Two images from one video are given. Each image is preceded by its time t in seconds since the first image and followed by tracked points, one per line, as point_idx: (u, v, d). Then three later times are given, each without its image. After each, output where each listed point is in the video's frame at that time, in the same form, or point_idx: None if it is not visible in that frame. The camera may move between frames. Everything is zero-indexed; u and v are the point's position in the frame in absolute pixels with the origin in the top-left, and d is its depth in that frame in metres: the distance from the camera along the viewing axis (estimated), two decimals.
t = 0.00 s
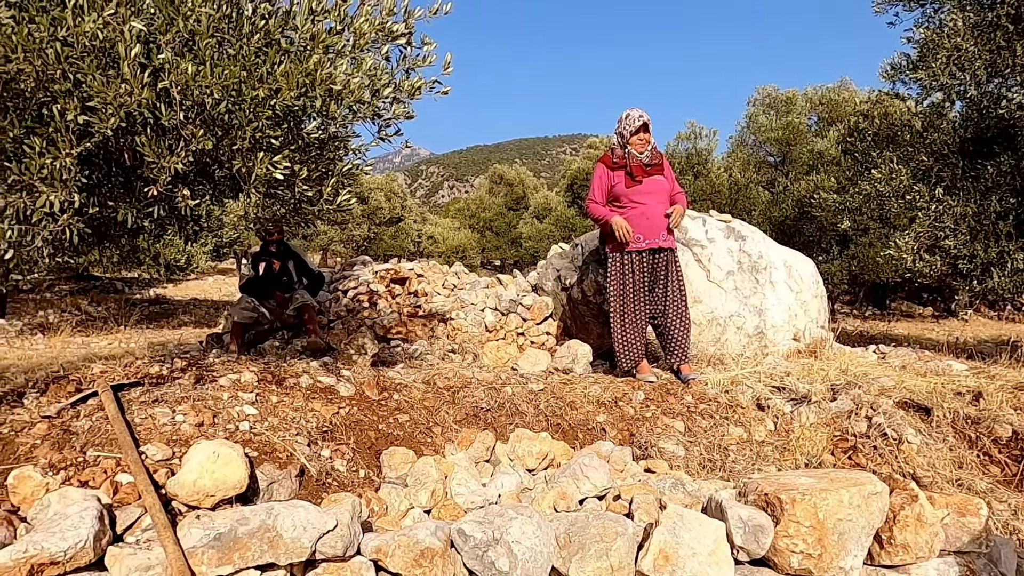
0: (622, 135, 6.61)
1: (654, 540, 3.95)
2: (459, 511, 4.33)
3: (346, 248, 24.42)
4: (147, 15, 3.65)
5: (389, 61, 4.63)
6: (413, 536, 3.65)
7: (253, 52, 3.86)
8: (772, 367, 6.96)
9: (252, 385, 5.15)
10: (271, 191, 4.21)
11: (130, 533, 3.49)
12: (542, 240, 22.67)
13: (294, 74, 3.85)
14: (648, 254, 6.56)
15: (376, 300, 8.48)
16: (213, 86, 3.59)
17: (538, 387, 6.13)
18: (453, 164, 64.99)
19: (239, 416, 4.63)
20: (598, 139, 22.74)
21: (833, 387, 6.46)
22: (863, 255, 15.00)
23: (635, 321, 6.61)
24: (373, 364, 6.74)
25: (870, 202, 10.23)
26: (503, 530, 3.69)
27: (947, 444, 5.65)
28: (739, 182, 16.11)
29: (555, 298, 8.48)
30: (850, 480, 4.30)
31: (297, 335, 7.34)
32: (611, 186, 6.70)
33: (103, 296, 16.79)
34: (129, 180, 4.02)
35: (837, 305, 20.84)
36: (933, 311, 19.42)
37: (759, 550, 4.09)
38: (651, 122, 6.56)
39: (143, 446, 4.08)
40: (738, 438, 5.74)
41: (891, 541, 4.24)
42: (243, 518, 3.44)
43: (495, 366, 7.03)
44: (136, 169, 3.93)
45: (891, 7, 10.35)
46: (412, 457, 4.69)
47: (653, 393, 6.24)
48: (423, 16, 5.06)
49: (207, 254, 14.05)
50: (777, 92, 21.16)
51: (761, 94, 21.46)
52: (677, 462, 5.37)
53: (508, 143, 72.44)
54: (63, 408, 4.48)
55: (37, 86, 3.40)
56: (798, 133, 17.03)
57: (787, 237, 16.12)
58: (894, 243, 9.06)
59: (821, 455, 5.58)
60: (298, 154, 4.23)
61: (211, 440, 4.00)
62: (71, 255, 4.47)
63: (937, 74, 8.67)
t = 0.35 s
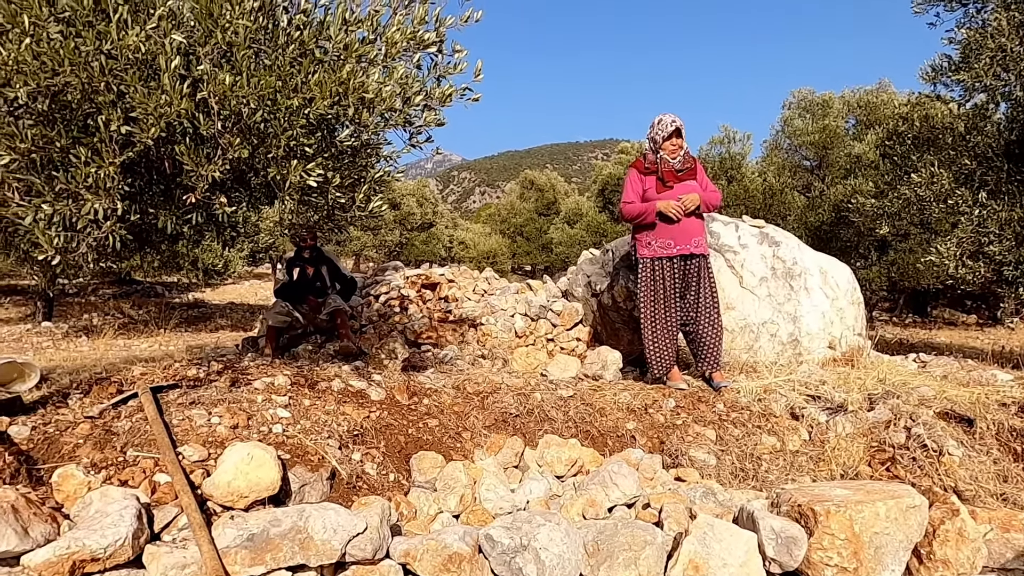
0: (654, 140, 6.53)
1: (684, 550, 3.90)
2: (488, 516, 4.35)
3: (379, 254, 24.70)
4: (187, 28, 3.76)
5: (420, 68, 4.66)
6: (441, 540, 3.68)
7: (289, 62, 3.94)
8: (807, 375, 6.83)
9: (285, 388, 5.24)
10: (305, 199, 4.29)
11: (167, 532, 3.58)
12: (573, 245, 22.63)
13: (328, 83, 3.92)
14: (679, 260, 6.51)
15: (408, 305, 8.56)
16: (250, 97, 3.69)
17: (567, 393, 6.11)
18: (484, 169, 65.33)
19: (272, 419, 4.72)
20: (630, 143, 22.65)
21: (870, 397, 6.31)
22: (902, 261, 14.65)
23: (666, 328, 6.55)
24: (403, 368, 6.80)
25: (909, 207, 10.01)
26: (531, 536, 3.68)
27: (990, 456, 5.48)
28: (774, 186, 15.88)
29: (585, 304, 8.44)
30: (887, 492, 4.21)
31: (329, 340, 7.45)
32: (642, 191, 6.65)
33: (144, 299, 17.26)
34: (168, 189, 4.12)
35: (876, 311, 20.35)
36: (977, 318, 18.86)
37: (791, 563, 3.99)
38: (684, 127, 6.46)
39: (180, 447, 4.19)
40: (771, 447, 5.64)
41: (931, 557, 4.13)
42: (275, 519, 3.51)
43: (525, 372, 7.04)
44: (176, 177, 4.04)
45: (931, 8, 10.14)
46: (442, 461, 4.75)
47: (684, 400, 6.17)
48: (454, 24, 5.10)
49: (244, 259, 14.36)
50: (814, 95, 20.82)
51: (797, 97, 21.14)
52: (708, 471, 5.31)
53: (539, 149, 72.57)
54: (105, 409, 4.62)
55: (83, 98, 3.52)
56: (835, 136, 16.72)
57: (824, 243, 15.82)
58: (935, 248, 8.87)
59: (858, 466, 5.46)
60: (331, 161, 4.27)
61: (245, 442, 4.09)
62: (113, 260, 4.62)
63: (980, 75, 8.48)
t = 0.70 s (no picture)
0: (673, 157, 6.45)
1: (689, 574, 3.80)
2: (494, 536, 4.37)
3: (397, 267, 24.84)
4: (203, 50, 3.84)
5: (431, 89, 4.75)
6: (445, 560, 3.68)
7: (302, 83, 4.00)
8: (823, 395, 6.72)
9: (296, 404, 5.28)
10: (316, 217, 4.35)
11: (173, 547, 3.61)
12: (590, 261, 22.59)
13: (339, 104, 3.99)
14: (694, 278, 6.44)
15: (421, 320, 8.58)
16: (261, 118, 3.76)
17: (578, 411, 6.08)
18: (504, 184, 65.59)
19: (282, 435, 4.75)
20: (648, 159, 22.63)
21: (887, 419, 6.19)
22: (925, 279, 14.42)
23: (680, 346, 6.50)
24: (415, 384, 6.82)
25: (931, 224, 9.87)
26: (535, 558, 3.66)
27: (1011, 482, 5.35)
28: (793, 203, 15.76)
29: (599, 321, 8.39)
30: (900, 518, 4.14)
31: (343, 354, 7.49)
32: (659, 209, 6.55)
33: (165, 311, 17.51)
34: (184, 207, 4.21)
35: (899, 329, 20.00)
36: (1003, 338, 18.47)
37: None
38: (704, 145, 6.36)
39: (190, 462, 4.24)
40: (785, 469, 5.56)
41: None
42: (280, 536, 3.53)
43: (536, 389, 7.02)
44: (190, 195, 4.12)
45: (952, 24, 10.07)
46: (449, 479, 4.74)
47: (696, 420, 6.11)
48: (466, 45, 5.16)
49: (263, 272, 14.51)
50: (834, 111, 20.66)
51: (817, 113, 21.01)
52: (720, 493, 5.23)
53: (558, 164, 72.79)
54: (119, 422, 4.69)
55: (101, 119, 3.62)
56: (856, 152, 16.57)
57: (844, 260, 15.63)
58: (956, 267, 8.75)
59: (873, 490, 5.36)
60: (343, 180, 4.36)
61: (254, 458, 4.13)
62: (130, 275, 4.70)
63: (1001, 92, 8.40)
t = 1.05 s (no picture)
0: (684, 182, 6.27)
1: None
2: (483, 563, 4.32)
3: (404, 286, 24.91)
4: (203, 74, 3.90)
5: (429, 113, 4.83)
6: None
7: (299, 108, 4.07)
8: (823, 424, 6.66)
9: (290, 424, 5.29)
10: (312, 239, 4.40)
11: (158, 569, 3.60)
12: (597, 282, 22.58)
13: (335, 129, 4.06)
14: (698, 303, 6.31)
15: (422, 341, 8.59)
16: (257, 142, 3.82)
17: (574, 436, 6.05)
18: (513, 204, 65.87)
19: (274, 455, 4.76)
20: (655, 181, 22.69)
21: (888, 449, 6.12)
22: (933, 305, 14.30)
23: (682, 371, 6.37)
24: (413, 406, 6.80)
25: (936, 251, 9.83)
26: None
27: (1014, 515, 5.25)
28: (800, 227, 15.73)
29: (600, 343, 8.37)
30: (894, 553, 4.18)
31: (343, 373, 7.49)
32: (664, 233, 6.42)
33: (173, 326, 17.62)
34: (181, 226, 4.29)
35: (909, 355, 19.78)
36: (1014, 366, 18.25)
37: None
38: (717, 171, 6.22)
39: (180, 482, 4.24)
40: (782, 498, 5.49)
41: None
42: (263, 561, 3.51)
43: (534, 412, 6.99)
44: (188, 217, 4.19)
45: (956, 52, 10.12)
46: (441, 503, 4.72)
47: (693, 446, 6.05)
48: (466, 70, 5.23)
49: (270, 289, 14.59)
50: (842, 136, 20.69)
51: (825, 137, 21.04)
52: (715, 522, 5.16)
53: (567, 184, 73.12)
54: (113, 440, 4.71)
55: (101, 141, 3.69)
56: (863, 177, 16.55)
57: (851, 284, 15.54)
58: (962, 294, 8.68)
59: (872, 521, 5.28)
60: (339, 203, 4.42)
61: (243, 479, 4.13)
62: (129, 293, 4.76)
63: (1005, 121, 8.40)
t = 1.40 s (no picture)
0: (687, 194, 6.12)
1: None
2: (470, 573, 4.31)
3: (403, 295, 24.91)
4: (196, 84, 3.95)
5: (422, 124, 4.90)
6: None
7: (291, 118, 4.14)
8: (816, 437, 6.65)
9: (280, 433, 5.30)
10: (302, 248, 4.42)
11: None
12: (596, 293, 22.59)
13: (326, 139, 4.11)
14: (699, 314, 6.19)
15: (417, 351, 8.58)
16: (247, 151, 3.87)
17: (565, 447, 6.05)
18: (514, 215, 65.99)
19: (262, 464, 4.76)
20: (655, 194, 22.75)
21: (880, 463, 6.11)
22: (931, 320, 14.30)
23: (680, 384, 6.25)
24: (405, 416, 6.80)
25: (932, 266, 9.84)
26: None
27: (1005, 531, 5.23)
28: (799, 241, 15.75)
29: (594, 355, 8.37)
30: (879, 567, 4.33)
31: (337, 382, 7.48)
32: (666, 245, 6.31)
33: (171, 333, 17.61)
34: (174, 233, 4.32)
35: (908, 370, 19.76)
36: (1013, 382, 18.20)
37: None
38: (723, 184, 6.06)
39: (167, 489, 4.25)
40: (773, 512, 5.47)
41: None
42: (246, 569, 3.55)
43: (526, 423, 6.99)
44: (180, 224, 4.22)
45: (951, 69, 10.20)
46: (430, 513, 4.71)
47: (684, 459, 6.04)
48: (460, 82, 5.30)
49: (268, 298, 14.60)
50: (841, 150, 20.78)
51: (823, 152, 21.12)
52: (705, 535, 5.15)
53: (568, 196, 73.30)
54: (102, 446, 4.71)
55: (93, 149, 3.73)
56: (862, 192, 16.56)
57: (850, 298, 15.54)
58: (957, 309, 8.69)
59: (862, 536, 5.26)
60: (329, 213, 4.47)
61: (229, 487, 4.14)
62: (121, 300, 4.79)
63: (1000, 137, 8.45)
